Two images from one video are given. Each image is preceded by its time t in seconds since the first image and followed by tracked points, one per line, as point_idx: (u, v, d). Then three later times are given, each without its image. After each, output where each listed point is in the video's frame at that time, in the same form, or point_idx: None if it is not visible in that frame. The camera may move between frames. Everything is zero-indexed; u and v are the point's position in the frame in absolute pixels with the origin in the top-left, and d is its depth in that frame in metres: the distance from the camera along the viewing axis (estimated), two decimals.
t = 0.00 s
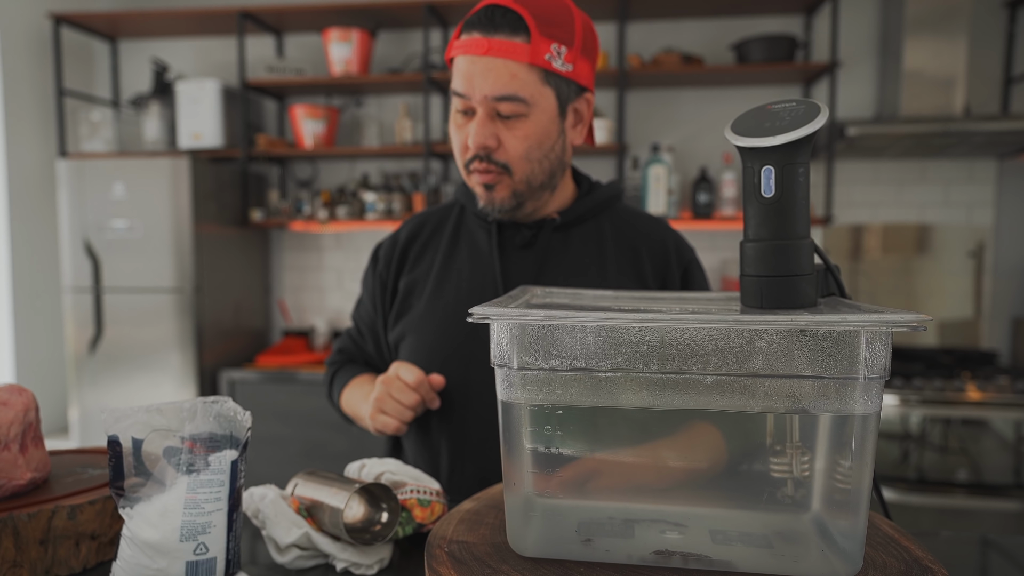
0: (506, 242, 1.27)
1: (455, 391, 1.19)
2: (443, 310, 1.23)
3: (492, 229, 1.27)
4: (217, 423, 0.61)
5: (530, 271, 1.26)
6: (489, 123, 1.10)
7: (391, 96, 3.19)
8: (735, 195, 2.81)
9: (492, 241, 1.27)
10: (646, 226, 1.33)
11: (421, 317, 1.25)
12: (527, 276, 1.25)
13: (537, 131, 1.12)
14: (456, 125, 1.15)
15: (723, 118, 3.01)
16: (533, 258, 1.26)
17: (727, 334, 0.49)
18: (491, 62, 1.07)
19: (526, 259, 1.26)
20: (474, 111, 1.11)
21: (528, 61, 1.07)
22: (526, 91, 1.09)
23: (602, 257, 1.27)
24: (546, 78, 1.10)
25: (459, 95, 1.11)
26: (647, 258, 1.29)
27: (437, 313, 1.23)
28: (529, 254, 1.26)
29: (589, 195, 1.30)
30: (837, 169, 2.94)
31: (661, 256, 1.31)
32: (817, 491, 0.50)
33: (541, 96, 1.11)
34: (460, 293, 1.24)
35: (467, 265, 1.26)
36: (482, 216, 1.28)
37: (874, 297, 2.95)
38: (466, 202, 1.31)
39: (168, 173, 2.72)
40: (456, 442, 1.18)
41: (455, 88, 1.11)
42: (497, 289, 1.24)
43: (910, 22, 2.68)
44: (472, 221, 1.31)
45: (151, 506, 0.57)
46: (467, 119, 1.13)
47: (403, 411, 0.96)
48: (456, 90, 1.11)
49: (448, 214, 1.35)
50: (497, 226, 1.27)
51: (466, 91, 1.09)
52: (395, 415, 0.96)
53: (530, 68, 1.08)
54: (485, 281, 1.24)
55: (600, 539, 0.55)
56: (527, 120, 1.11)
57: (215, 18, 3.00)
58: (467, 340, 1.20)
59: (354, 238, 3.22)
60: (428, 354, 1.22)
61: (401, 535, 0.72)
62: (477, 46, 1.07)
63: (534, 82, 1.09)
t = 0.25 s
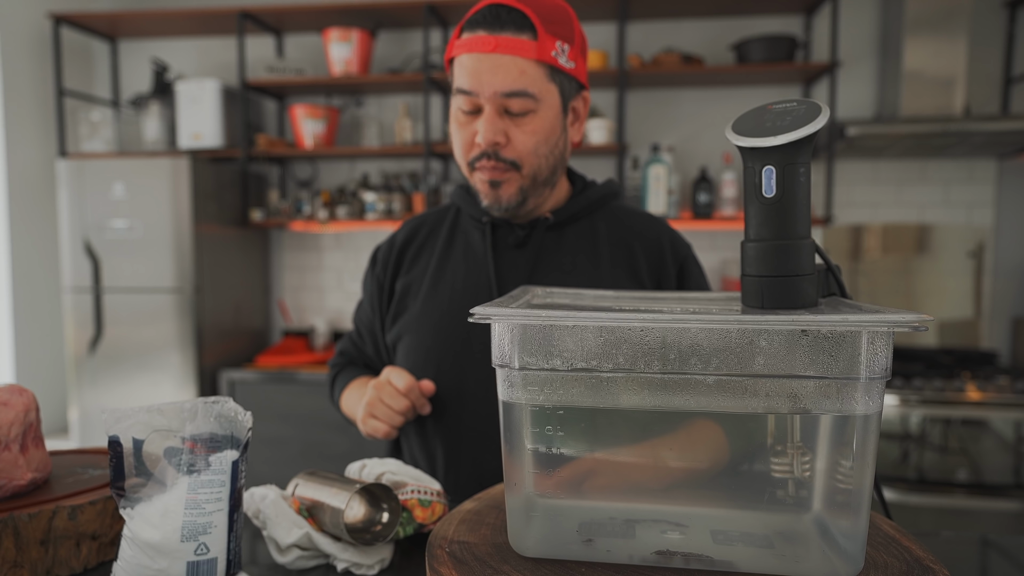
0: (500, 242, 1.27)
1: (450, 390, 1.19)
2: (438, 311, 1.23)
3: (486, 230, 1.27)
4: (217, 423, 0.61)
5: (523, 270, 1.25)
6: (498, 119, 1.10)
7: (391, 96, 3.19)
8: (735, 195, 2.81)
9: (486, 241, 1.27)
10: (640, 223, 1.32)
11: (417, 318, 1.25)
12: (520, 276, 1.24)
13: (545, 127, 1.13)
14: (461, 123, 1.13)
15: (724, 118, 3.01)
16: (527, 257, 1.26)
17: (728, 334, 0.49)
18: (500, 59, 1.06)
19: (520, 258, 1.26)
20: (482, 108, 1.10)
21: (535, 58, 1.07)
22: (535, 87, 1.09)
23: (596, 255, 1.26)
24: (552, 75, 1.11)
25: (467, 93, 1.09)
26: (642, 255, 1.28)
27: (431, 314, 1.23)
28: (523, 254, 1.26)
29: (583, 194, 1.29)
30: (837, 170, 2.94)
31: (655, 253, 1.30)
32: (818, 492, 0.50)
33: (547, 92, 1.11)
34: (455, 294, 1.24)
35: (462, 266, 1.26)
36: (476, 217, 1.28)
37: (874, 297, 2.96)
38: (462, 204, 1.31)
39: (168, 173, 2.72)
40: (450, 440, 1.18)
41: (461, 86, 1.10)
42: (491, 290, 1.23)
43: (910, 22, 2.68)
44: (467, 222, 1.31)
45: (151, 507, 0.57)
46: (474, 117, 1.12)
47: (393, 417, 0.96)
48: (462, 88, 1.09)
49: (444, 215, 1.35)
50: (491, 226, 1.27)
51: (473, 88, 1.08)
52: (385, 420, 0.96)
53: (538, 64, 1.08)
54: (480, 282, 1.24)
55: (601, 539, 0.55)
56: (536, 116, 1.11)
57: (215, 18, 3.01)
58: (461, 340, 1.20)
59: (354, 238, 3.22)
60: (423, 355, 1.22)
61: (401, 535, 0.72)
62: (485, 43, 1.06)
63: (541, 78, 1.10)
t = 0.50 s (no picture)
0: (499, 242, 1.27)
1: (451, 391, 1.19)
2: (437, 310, 1.23)
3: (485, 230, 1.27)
4: (218, 423, 0.61)
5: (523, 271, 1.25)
6: (559, 111, 1.11)
7: (391, 96, 3.19)
8: (735, 196, 2.81)
9: (485, 241, 1.27)
10: (637, 222, 1.32)
11: (416, 319, 1.25)
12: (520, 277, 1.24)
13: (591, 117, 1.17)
14: (514, 116, 1.11)
15: (723, 118, 3.01)
16: (527, 258, 1.26)
17: (729, 334, 0.49)
18: (565, 49, 1.08)
19: (520, 258, 1.26)
20: (540, 100, 1.10)
21: (586, 51, 1.12)
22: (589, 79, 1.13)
23: (595, 254, 1.26)
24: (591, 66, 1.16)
25: (530, 84, 1.08)
26: (640, 254, 1.28)
27: (431, 314, 1.23)
28: (522, 253, 1.26)
29: (579, 193, 1.28)
30: (837, 170, 2.94)
31: (653, 251, 1.30)
32: (819, 492, 0.50)
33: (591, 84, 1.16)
34: (454, 293, 1.24)
35: (462, 266, 1.26)
36: (475, 217, 1.28)
37: (873, 297, 2.96)
38: (459, 203, 1.31)
39: (168, 173, 2.72)
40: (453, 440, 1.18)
41: (522, 78, 1.08)
42: (491, 290, 1.24)
43: (910, 22, 2.68)
44: (465, 222, 1.31)
45: (152, 507, 0.57)
46: (530, 109, 1.11)
47: (390, 422, 0.96)
48: (524, 79, 1.08)
49: (439, 215, 1.35)
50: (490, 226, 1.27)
51: (540, 79, 1.08)
52: (382, 426, 0.96)
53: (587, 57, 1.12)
54: (479, 282, 1.24)
55: (602, 539, 0.55)
56: (587, 107, 1.15)
57: (214, 18, 3.00)
58: (461, 339, 1.20)
59: (353, 238, 3.22)
60: (423, 355, 1.22)
61: (402, 535, 0.72)
62: (546, 35, 1.07)
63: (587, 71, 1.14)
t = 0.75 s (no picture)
0: (502, 243, 1.26)
1: (461, 393, 1.19)
2: (441, 313, 1.22)
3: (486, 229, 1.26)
4: (219, 424, 0.61)
5: (527, 271, 1.24)
6: (561, 90, 1.09)
7: (390, 96, 3.19)
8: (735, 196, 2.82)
9: (487, 242, 1.26)
10: (635, 219, 1.33)
11: (418, 322, 1.24)
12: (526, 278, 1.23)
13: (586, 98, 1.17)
14: (518, 103, 1.08)
15: (723, 118, 3.01)
16: (532, 259, 1.25)
17: (731, 334, 0.49)
18: (553, 30, 1.09)
19: (525, 260, 1.24)
20: (541, 82, 1.08)
21: (569, 33, 1.13)
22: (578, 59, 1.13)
23: (598, 253, 1.26)
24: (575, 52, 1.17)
25: (529, 66, 1.07)
26: (641, 251, 1.28)
27: (434, 317, 1.23)
28: (527, 254, 1.25)
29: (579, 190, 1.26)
30: (837, 170, 2.94)
31: (652, 248, 1.31)
32: (820, 492, 0.50)
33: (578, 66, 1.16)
34: (457, 296, 1.23)
35: (463, 267, 1.25)
36: (475, 217, 1.27)
37: (873, 297, 2.96)
38: (454, 203, 1.30)
39: (168, 173, 2.72)
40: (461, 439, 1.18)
41: (521, 62, 1.07)
42: (497, 291, 1.23)
43: (910, 22, 2.68)
44: (461, 222, 1.30)
45: (153, 508, 0.57)
46: (532, 93, 1.09)
47: (396, 448, 0.96)
48: (523, 62, 1.07)
49: (434, 216, 1.34)
50: (491, 226, 1.25)
51: (537, 60, 1.07)
52: (387, 451, 0.96)
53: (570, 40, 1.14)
54: (484, 283, 1.23)
55: (603, 540, 0.55)
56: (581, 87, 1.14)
57: (214, 18, 3.01)
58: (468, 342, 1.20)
59: (353, 238, 3.22)
60: (428, 358, 1.21)
61: (403, 536, 0.71)
62: (532, 19, 1.07)
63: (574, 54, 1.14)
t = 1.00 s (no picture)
0: (495, 250, 1.19)
1: (470, 411, 1.14)
2: (440, 330, 1.16)
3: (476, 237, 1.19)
4: (220, 424, 0.61)
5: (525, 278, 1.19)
6: (537, 75, 1.03)
7: (390, 96, 3.19)
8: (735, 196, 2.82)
9: (478, 250, 1.19)
10: (622, 209, 1.30)
11: (415, 339, 1.17)
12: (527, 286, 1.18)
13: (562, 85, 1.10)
14: (494, 93, 1.01)
15: (723, 118, 3.02)
16: (528, 265, 1.19)
17: (734, 334, 0.49)
18: (519, 13, 1.02)
19: (521, 267, 1.19)
20: (515, 69, 1.01)
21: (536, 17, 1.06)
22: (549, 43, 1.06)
23: (592, 250, 1.23)
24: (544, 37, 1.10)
25: (500, 53, 1.00)
26: (633, 243, 1.27)
27: (432, 337, 1.16)
28: (522, 261, 1.19)
29: (563, 187, 1.24)
30: (836, 170, 2.94)
31: (642, 238, 1.30)
32: (821, 492, 0.50)
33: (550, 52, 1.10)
34: (455, 313, 1.17)
35: (457, 280, 1.18)
36: (462, 225, 1.20)
37: (872, 297, 2.96)
38: (434, 210, 1.21)
39: (167, 173, 2.72)
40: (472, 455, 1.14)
41: (492, 50, 1.00)
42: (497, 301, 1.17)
43: (910, 22, 2.68)
44: (445, 229, 1.22)
45: (154, 508, 0.57)
46: (507, 82, 1.01)
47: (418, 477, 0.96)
48: (494, 49, 1.00)
49: (410, 223, 1.24)
50: (480, 233, 1.19)
51: (508, 45, 1.00)
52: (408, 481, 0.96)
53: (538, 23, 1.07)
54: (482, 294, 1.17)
55: (605, 540, 0.55)
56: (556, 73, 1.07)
57: (213, 18, 3.01)
58: (473, 360, 1.14)
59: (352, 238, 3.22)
60: (431, 379, 1.15)
61: (404, 536, 0.71)
62: (496, 3, 1.01)
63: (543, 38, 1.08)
